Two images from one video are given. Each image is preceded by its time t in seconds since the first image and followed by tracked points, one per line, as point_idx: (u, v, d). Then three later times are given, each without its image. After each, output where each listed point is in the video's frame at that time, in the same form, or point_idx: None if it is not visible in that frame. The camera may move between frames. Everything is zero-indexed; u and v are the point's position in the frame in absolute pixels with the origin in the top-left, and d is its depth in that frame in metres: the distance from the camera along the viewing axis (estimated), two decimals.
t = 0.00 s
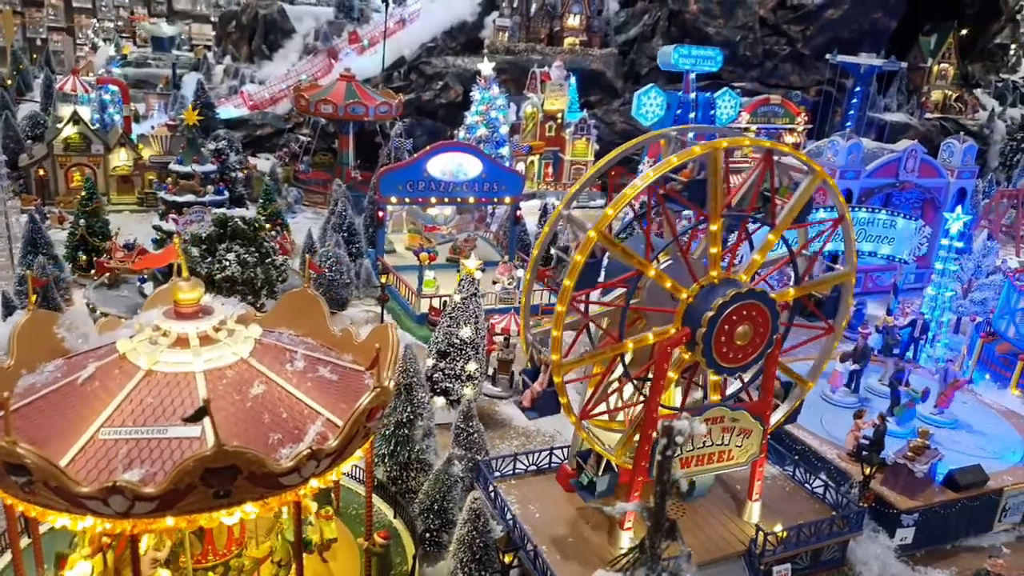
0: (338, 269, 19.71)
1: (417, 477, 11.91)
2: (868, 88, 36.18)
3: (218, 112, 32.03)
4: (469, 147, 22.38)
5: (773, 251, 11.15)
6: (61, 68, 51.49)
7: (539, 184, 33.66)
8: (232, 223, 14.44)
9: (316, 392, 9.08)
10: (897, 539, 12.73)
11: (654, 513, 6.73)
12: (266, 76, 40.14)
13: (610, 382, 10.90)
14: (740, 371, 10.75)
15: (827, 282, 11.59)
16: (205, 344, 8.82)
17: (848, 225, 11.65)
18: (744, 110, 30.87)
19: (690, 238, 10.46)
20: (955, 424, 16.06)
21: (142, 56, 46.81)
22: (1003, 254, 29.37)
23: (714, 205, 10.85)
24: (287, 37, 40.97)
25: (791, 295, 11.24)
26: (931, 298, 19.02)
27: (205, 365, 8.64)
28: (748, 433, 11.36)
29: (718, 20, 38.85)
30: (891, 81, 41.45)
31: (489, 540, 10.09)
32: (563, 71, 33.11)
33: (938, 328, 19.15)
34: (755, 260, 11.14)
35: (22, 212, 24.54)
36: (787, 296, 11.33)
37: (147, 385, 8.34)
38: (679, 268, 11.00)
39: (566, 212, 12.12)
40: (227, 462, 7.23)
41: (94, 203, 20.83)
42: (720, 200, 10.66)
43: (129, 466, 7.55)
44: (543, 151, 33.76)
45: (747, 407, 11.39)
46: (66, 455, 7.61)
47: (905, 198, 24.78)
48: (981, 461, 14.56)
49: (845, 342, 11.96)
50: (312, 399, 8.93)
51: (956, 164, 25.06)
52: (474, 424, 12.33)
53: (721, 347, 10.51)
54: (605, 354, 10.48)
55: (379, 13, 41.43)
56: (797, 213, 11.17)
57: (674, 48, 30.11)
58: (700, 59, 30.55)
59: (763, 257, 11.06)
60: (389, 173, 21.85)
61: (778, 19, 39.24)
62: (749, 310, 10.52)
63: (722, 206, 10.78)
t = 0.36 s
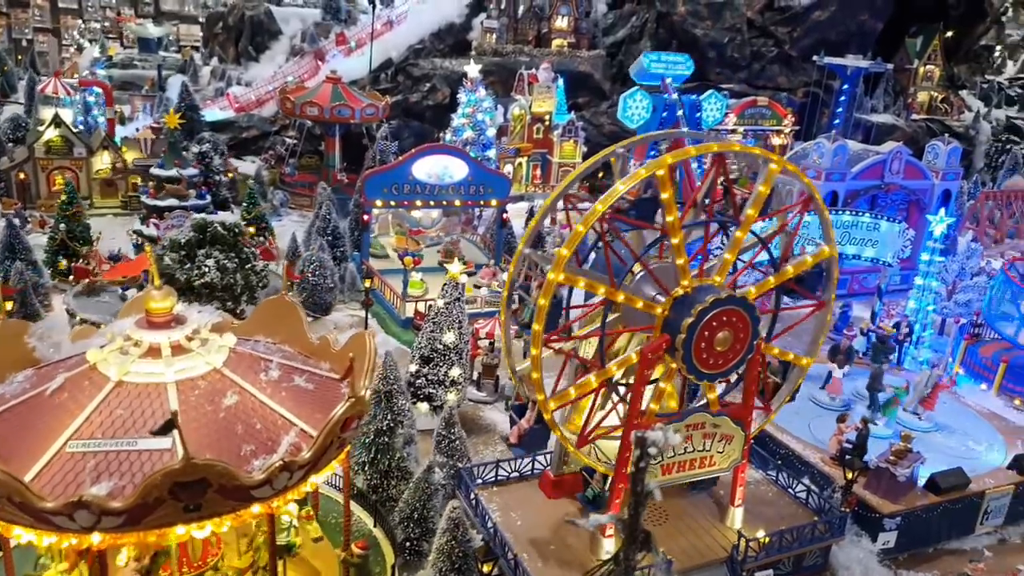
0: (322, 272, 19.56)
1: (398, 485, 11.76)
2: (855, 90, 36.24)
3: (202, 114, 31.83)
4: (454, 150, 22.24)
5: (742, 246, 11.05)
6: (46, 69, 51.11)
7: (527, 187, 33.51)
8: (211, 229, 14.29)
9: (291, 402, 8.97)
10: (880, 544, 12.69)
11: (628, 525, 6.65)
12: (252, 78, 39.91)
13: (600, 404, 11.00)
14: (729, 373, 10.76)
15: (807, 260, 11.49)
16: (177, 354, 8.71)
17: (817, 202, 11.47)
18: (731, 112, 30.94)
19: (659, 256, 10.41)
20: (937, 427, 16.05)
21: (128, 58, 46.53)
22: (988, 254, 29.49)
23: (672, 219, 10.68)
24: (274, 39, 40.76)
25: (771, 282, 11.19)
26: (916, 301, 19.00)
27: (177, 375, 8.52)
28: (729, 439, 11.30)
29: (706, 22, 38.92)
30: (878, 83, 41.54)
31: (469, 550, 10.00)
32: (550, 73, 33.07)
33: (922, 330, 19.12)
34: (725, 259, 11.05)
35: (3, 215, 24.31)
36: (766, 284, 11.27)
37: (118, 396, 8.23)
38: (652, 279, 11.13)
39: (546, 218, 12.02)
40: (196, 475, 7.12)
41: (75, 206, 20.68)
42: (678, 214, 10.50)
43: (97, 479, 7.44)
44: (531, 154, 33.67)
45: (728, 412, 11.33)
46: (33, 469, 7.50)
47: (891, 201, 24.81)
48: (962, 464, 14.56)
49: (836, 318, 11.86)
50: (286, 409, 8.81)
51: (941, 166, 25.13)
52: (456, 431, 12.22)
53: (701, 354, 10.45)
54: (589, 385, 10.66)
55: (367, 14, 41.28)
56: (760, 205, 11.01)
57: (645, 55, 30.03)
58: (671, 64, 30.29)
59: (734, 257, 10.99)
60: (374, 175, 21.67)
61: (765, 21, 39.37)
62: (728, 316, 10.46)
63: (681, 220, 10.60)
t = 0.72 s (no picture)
0: (301, 277, 19.38)
1: (374, 495, 11.65)
2: (839, 92, 36.36)
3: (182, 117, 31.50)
4: (435, 153, 22.08)
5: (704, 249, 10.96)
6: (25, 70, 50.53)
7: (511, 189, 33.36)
8: (187, 235, 14.15)
9: (262, 414, 8.82)
10: (860, 548, 12.68)
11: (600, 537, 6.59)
12: (234, 80, 39.59)
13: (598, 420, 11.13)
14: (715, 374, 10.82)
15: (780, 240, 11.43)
16: (144, 365, 8.54)
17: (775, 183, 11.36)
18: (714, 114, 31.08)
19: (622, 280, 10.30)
20: (920, 432, 15.97)
21: (109, 59, 46.08)
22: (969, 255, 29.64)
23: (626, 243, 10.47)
24: (256, 40, 40.47)
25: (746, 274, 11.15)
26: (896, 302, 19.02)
27: (143, 388, 8.36)
28: (708, 446, 11.24)
29: (690, 23, 39.02)
30: (861, 84, 41.70)
31: (444, 562, 9.88)
32: (534, 75, 33.01)
33: (904, 332, 19.10)
34: (689, 263, 10.94)
35: None
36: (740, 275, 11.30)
37: (82, 408, 8.06)
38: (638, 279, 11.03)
39: (522, 225, 11.94)
40: (160, 491, 6.97)
41: (50, 211, 20.42)
42: (630, 241, 10.28)
43: (59, 495, 7.27)
44: (515, 155, 33.57)
45: (708, 419, 11.29)
46: None
47: (873, 203, 24.86)
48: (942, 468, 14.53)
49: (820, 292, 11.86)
50: (256, 421, 8.67)
51: (923, 168, 25.23)
52: (434, 439, 12.13)
53: (678, 361, 10.39)
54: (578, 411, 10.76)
55: (350, 15, 41.07)
56: (715, 204, 10.86)
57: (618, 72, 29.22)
58: (644, 77, 29.43)
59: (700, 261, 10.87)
60: (355, 178, 21.46)
61: (749, 22, 39.54)
62: (706, 323, 10.40)
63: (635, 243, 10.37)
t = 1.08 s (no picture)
0: (285, 283, 19.29)
1: (356, 505, 11.62)
2: (826, 94, 36.46)
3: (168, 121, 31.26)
4: (421, 158, 21.99)
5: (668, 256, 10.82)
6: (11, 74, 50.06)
7: (499, 193, 33.24)
8: (168, 243, 14.06)
9: (240, 426, 8.74)
10: (845, 554, 12.69)
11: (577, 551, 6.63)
12: (221, 84, 39.36)
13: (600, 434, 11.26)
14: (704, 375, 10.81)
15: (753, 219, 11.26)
16: (120, 378, 8.46)
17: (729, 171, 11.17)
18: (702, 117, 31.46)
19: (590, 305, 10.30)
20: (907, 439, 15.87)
21: (96, 63, 45.80)
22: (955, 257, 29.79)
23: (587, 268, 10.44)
24: (243, 44, 40.32)
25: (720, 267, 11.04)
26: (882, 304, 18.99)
27: (119, 400, 8.27)
28: (691, 453, 11.23)
29: (677, 26, 39.23)
30: (849, 86, 41.86)
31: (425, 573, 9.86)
32: (521, 78, 33.02)
33: (891, 335, 18.98)
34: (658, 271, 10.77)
35: None
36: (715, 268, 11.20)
37: (56, 423, 7.98)
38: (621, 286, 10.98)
39: (501, 234, 11.94)
40: (133, 507, 6.90)
41: (33, 218, 20.26)
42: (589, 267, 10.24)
43: (31, 511, 7.17)
44: (503, 159, 33.47)
45: (691, 427, 11.27)
46: None
47: (860, 206, 24.93)
48: (926, 472, 14.53)
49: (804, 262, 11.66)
50: (233, 433, 8.59)
51: (908, 170, 25.32)
52: (417, 448, 12.11)
53: (660, 369, 10.36)
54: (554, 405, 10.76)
55: (337, 20, 40.97)
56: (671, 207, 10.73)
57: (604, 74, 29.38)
58: (630, 81, 29.40)
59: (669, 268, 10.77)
60: (340, 184, 21.39)
61: (737, 25, 39.79)
62: (688, 330, 10.37)
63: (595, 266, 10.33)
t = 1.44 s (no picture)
0: (267, 287, 19.15)
1: (334, 512, 11.54)
2: (813, 95, 36.54)
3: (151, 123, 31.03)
4: (405, 160, 21.85)
5: (628, 265, 10.60)
6: None
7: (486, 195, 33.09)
8: (145, 247, 13.90)
9: (211, 433, 8.60)
10: (826, 558, 12.64)
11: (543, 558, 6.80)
12: (207, 85, 39.05)
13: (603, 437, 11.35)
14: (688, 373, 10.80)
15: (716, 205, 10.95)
16: (88, 387, 8.32)
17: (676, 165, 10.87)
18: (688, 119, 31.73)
19: (558, 333, 10.24)
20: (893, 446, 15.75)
21: (80, 64, 45.44)
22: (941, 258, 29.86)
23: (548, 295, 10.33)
24: (228, 45, 40.04)
25: (686, 267, 10.82)
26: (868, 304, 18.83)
27: (86, 409, 8.13)
28: (671, 458, 11.17)
29: (665, 28, 39.40)
30: (836, 88, 41.98)
31: None
32: (508, 80, 32.97)
33: (876, 338, 18.90)
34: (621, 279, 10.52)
35: None
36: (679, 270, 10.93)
37: (22, 432, 7.84)
38: (593, 294, 11.03)
39: (478, 239, 11.87)
40: (97, 518, 6.78)
41: (11, 222, 20.22)
42: (551, 296, 10.14)
43: None
44: (489, 160, 33.23)
45: (670, 431, 11.20)
46: None
47: (845, 208, 24.94)
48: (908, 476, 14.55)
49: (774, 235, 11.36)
50: (203, 441, 8.44)
51: (893, 172, 25.33)
52: (396, 454, 12.02)
53: (638, 374, 10.32)
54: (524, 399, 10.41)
55: (323, 21, 40.78)
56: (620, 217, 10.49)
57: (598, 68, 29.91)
58: (628, 72, 30.57)
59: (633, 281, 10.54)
60: (323, 187, 21.25)
61: (725, 26, 39.91)
62: (665, 335, 10.33)
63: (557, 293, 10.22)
